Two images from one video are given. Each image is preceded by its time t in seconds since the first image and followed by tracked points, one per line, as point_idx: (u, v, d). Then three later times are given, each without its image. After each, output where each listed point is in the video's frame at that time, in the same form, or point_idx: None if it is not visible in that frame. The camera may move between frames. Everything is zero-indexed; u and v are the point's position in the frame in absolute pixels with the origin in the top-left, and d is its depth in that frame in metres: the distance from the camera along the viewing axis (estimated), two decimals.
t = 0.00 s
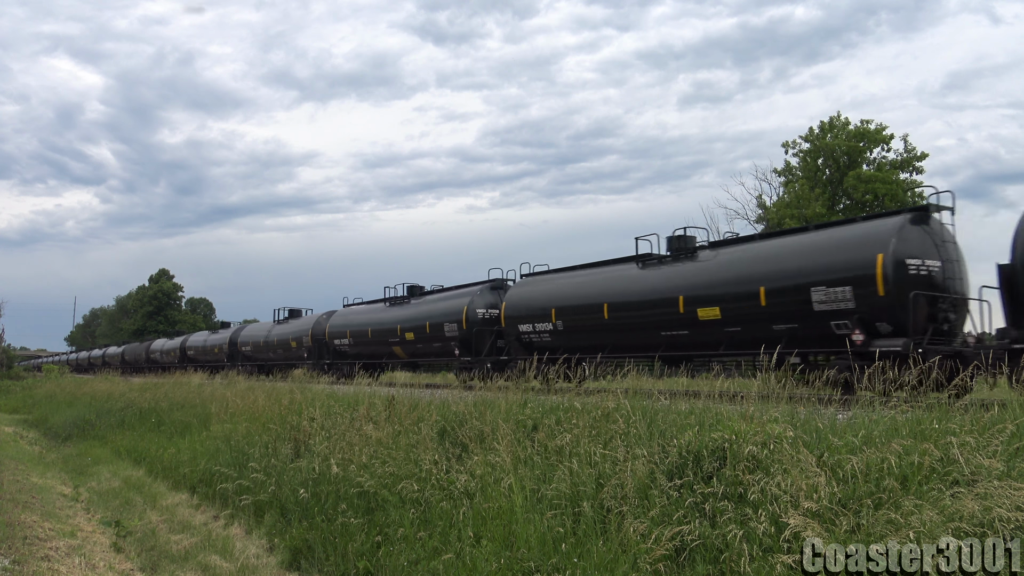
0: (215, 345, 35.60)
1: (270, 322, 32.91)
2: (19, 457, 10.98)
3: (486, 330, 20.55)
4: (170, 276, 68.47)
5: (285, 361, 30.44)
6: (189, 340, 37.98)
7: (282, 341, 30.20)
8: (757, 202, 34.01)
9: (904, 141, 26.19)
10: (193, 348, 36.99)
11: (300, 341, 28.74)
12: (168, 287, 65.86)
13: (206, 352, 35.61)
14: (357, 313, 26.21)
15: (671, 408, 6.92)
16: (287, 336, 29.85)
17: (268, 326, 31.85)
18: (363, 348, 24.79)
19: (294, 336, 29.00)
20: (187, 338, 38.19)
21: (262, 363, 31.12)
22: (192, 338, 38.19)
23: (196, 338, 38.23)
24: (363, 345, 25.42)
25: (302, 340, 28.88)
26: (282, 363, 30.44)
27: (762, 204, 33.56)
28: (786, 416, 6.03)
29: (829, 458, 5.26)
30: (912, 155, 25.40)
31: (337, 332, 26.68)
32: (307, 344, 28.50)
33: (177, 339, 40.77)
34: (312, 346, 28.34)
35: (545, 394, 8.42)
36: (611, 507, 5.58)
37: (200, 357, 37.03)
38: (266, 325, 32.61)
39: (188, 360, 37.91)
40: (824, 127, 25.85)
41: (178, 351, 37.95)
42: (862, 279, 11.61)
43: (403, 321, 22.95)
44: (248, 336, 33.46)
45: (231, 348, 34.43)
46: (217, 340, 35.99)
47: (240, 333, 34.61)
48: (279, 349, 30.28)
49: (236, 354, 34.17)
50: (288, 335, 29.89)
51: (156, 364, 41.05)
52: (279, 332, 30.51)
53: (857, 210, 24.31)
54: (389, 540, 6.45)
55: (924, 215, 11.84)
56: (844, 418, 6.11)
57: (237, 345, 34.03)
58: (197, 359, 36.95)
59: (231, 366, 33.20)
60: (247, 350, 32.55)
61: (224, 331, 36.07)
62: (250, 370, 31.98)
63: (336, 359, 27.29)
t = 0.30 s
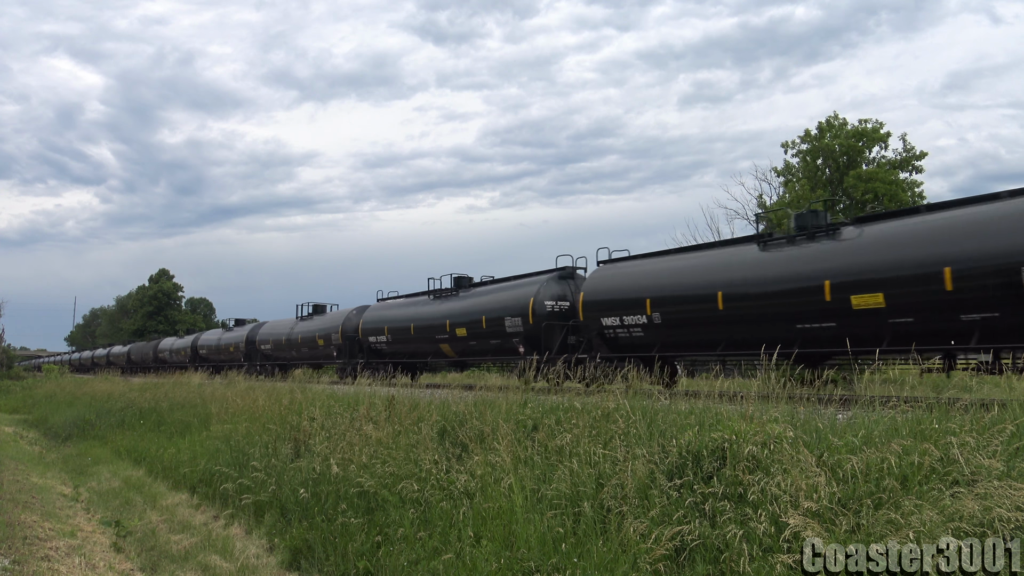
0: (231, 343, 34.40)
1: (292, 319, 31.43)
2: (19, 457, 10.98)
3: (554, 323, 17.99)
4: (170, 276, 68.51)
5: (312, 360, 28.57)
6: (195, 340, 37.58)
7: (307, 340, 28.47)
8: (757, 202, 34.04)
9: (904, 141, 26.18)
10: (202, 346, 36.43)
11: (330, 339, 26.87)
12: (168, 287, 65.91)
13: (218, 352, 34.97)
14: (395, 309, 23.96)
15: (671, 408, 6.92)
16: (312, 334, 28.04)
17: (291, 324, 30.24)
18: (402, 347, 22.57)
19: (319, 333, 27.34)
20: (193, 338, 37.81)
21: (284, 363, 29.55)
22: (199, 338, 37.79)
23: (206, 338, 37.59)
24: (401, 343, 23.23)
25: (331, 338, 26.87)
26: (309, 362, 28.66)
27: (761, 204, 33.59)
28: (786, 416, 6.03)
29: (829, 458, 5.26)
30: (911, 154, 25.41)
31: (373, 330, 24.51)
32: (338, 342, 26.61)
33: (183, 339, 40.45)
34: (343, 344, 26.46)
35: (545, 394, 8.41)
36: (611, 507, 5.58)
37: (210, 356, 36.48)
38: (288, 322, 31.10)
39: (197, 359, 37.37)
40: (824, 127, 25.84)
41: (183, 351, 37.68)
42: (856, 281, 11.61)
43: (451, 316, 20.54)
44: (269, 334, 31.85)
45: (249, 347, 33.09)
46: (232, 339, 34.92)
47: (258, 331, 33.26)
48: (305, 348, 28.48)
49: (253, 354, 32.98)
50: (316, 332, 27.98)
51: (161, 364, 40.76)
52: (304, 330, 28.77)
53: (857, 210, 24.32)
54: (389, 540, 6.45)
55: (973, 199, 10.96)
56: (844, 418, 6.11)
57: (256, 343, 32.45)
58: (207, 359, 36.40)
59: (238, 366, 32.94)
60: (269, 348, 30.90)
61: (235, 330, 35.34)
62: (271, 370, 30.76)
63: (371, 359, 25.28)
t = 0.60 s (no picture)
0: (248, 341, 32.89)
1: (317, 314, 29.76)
2: (19, 457, 10.99)
3: (644, 318, 16.02)
4: (170, 276, 68.55)
5: (340, 359, 26.68)
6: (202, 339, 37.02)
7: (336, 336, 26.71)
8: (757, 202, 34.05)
9: (904, 140, 26.17)
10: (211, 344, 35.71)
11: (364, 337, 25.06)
12: (168, 287, 65.94)
13: (231, 351, 33.87)
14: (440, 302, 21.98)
15: (672, 408, 6.92)
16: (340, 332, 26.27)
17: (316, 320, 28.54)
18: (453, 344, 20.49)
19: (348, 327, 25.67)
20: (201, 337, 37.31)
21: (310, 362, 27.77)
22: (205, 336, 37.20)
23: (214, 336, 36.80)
24: (450, 339, 21.25)
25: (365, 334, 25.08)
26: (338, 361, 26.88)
27: (761, 204, 33.60)
28: (786, 416, 6.03)
29: (829, 458, 5.26)
30: (911, 154, 25.40)
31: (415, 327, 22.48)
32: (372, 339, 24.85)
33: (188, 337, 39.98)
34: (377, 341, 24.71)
35: (545, 394, 8.42)
36: (611, 507, 5.58)
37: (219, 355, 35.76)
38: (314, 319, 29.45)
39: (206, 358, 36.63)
40: (824, 126, 25.83)
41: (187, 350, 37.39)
42: (857, 280, 11.57)
43: (515, 308, 18.48)
44: (290, 333, 30.09)
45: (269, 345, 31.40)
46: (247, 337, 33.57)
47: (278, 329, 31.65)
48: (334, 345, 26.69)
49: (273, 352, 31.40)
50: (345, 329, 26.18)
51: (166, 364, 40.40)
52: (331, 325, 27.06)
53: (857, 210, 24.31)
54: (389, 540, 6.45)
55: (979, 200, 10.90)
56: (844, 418, 6.11)
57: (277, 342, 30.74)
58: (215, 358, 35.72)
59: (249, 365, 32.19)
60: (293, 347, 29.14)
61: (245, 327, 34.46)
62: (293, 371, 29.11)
63: (412, 357, 23.37)
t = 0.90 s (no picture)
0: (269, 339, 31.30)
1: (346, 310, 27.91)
2: (19, 457, 10.99)
3: (770, 308, 13.64)
4: (170, 276, 68.56)
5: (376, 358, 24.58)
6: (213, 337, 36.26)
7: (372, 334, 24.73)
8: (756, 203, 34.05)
9: (904, 140, 26.16)
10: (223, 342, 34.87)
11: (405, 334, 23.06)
12: (168, 287, 65.94)
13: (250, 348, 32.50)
14: (500, 294, 19.96)
15: (672, 408, 6.92)
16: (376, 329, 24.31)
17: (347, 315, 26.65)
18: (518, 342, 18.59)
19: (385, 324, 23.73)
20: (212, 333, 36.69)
21: (341, 361, 25.90)
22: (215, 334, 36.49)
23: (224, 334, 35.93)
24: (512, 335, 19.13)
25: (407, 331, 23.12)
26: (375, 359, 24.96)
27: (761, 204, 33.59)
28: (786, 416, 6.03)
29: (829, 458, 5.26)
30: (911, 154, 25.41)
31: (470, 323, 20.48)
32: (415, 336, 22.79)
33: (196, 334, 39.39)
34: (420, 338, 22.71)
35: (545, 394, 8.42)
36: (611, 507, 5.58)
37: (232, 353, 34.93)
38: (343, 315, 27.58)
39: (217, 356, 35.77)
40: (823, 126, 25.81)
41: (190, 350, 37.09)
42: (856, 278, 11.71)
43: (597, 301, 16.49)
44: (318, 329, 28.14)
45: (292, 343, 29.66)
46: (266, 334, 32.06)
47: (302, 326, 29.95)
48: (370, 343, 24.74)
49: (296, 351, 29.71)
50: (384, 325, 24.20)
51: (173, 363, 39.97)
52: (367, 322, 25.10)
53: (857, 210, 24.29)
54: (389, 540, 6.45)
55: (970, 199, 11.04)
56: (844, 418, 6.11)
57: (304, 340, 28.73)
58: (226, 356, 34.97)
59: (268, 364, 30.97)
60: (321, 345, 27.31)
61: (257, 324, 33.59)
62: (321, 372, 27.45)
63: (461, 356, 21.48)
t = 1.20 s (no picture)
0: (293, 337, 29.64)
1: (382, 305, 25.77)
2: (19, 457, 10.98)
3: (952, 295, 10.95)
4: (170, 276, 68.58)
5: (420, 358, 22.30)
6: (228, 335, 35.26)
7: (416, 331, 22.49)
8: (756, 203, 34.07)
9: (904, 140, 26.16)
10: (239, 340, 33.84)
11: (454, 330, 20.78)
12: (168, 287, 65.92)
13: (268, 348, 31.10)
14: (572, 285, 17.53)
15: (672, 408, 6.92)
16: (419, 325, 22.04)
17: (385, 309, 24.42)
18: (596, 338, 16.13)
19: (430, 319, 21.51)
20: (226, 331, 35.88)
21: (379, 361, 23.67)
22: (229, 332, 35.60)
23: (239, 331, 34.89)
24: (591, 331, 16.70)
25: (459, 326, 20.78)
26: (419, 359, 22.70)
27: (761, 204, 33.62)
28: (786, 416, 6.03)
29: (829, 458, 5.26)
30: (911, 154, 25.39)
31: (537, 317, 18.04)
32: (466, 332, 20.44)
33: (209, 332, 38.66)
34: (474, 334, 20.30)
35: (545, 394, 8.41)
36: (611, 507, 5.58)
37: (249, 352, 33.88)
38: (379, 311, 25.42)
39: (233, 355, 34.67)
40: (824, 126, 25.81)
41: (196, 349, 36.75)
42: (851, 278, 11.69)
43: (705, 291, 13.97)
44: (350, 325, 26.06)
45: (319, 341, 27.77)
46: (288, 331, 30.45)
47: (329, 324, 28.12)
48: (413, 339, 22.47)
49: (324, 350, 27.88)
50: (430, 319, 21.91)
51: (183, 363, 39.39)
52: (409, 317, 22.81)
53: (857, 210, 24.30)
54: (389, 540, 6.45)
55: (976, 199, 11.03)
56: (844, 418, 6.11)
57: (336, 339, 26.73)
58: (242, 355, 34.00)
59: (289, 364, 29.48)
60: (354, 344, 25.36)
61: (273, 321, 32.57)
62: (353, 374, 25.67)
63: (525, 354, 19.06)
